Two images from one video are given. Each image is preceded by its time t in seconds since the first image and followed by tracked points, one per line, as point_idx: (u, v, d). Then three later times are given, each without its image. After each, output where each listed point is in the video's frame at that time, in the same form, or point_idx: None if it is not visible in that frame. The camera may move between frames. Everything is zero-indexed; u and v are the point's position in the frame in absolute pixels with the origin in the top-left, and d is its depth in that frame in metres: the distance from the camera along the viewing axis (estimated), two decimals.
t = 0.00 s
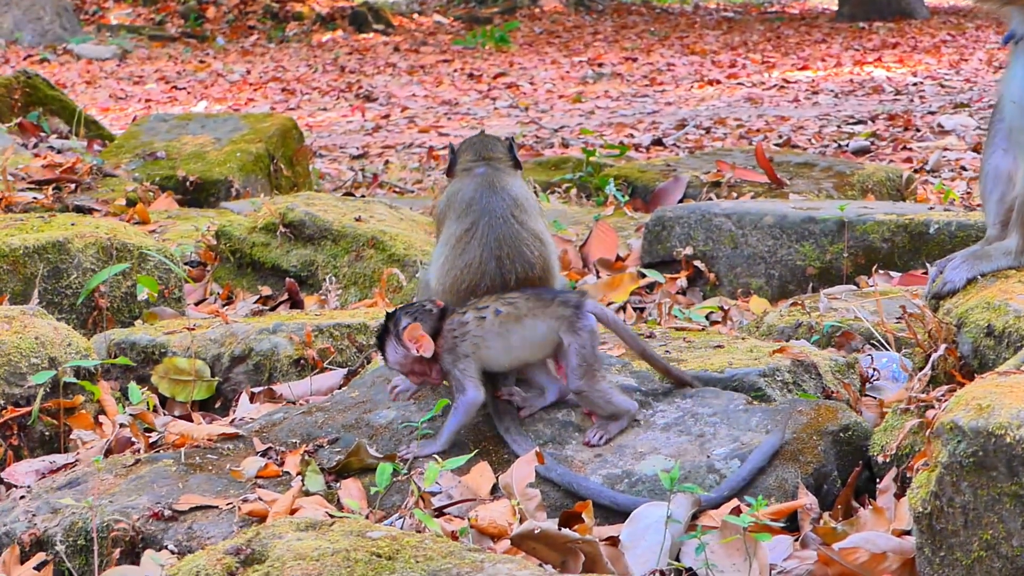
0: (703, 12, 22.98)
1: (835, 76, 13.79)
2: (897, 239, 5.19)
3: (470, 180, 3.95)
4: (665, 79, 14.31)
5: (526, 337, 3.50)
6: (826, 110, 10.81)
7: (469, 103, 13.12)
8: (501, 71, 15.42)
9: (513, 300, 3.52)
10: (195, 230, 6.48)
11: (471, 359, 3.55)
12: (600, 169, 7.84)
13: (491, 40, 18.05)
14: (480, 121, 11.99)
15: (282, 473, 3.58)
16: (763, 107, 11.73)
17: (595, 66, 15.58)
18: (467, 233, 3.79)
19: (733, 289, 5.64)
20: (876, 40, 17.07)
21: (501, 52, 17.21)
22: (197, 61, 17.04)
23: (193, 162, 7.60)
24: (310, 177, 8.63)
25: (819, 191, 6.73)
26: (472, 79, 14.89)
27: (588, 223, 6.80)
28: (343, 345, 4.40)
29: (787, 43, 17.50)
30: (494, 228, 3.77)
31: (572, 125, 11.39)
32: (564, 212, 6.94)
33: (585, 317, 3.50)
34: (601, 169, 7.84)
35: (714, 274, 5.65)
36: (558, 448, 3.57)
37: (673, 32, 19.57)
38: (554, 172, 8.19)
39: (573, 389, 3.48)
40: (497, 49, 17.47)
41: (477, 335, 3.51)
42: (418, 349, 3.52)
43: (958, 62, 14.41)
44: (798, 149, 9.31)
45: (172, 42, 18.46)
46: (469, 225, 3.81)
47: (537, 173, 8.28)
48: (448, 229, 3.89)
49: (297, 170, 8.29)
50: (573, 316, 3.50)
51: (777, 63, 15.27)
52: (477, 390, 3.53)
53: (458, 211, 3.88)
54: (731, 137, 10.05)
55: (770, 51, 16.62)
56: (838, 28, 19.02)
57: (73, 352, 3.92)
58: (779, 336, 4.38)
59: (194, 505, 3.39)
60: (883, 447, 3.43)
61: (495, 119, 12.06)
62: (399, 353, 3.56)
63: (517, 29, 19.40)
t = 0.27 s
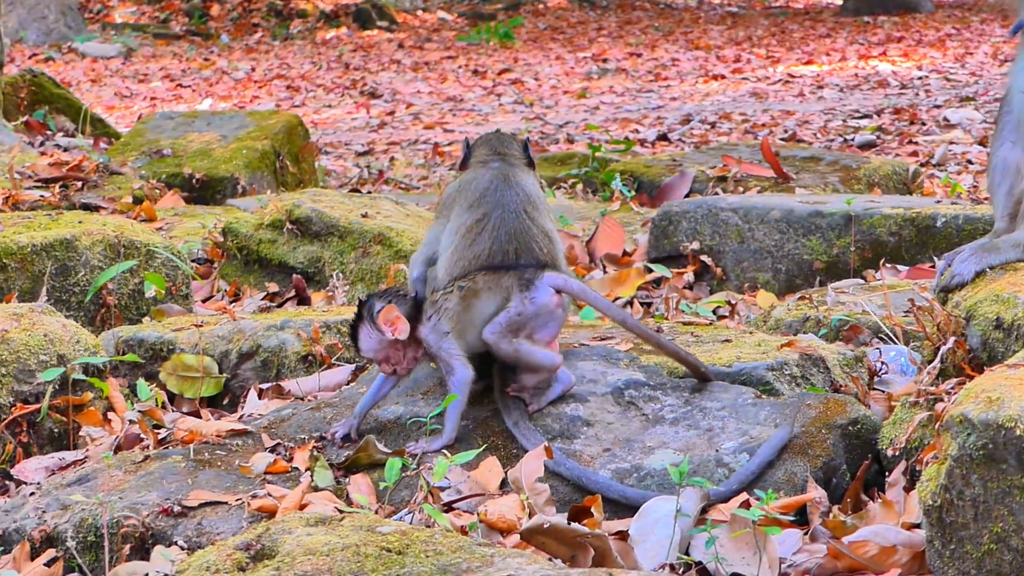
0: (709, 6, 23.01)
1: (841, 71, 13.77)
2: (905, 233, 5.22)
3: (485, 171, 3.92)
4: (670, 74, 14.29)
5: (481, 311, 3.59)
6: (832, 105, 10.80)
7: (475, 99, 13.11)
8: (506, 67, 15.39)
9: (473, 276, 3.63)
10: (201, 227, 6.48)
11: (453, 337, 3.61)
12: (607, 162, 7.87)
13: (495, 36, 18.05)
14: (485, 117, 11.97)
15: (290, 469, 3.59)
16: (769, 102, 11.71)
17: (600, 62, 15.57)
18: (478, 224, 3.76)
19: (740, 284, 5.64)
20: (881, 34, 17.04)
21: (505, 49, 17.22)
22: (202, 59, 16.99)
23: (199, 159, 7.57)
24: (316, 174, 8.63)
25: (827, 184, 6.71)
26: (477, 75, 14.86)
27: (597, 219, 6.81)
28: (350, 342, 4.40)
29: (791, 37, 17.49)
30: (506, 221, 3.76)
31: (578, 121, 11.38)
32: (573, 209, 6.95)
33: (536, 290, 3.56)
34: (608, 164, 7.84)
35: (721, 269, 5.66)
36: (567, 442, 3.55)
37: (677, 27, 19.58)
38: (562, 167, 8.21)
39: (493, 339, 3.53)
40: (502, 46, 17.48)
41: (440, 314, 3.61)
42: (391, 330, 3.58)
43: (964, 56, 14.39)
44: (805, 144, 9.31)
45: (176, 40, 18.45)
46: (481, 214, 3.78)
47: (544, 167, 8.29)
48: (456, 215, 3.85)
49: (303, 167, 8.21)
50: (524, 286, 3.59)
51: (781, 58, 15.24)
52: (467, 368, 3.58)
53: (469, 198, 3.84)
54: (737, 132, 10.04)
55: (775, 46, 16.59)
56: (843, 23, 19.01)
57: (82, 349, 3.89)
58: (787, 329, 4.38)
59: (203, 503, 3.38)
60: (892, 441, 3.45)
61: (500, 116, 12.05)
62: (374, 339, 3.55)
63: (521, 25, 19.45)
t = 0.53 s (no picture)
0: (723, 23, 23.12)
1: (855, 89, 13.81)
2: (919, 255, 5.26)
3: (501, 192, 3.94)
4: (684, 91, 14.33)
5: (463, 338, 3.54)
6: (846, 124, 10.84)
7: (489, 114, 13.15)
8: (520, 81, 15.43)
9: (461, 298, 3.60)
10: (216, 239, 6.49)
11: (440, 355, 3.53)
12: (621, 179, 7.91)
13: (510, 51, 18.12)
14: (499, 131, 12.00)
15: (302, 485, 3.58)
16: (783, 119, 11.74)
17: (615, 78, 15.62)
18: (495, 246, 3.77)
19: (752, 305, 5.65)
20: (895, 53, 17.07)
21: (519, 62, 17.28)
22: (217, 69, 17.06)
23: (214, 171, 7.61)
24: (330, 188, 8.68)
25: (843, 207, 6.71)
26: (491, 89, 14.91)
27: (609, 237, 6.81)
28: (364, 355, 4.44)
29: (805, 55, 17.55)
30: (523, 244, 3.77)
31: (593, 137, 11.41)
32: (585, 226, 6.95)
33: (519, 319, 3.53)
34: (622, 181, 7.88)
35: (734, 289, 5.67)
36: (580, 463, 3.56)
37: (690, 44, 19.70)
38: (576, 183, 8.26)
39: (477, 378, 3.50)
40: (516, 60, 17.54)
41: (424, 333, 3.54)
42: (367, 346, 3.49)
43: (979, 76, 14.42)
44: (819, 163, 9.33)
45: (191, 50, 18.53)
46: (497, 237, 3.79)
47: (557, 183, 8.34)
48: (471, 235, 3.85)
49: (318, 180, 8.26)
50: (505, 316, 3.56)
51: (795, 76, 15.28)
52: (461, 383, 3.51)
53: (486, 219, 3.85)
54: (752, 150, 10.08)
55: (789, 64, 16.65)
56: (858, 42, 19.05)
57: (95, 361, 3.92)
58: (800, 352, 4.43)
59: (216, 519, 3.38)
60: (906, 467, 3.47)
61: (514, 130, 12.09)
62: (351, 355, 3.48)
63: (536, 40, 19.61)
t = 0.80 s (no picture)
0: (749, 38, 23.16)
1: (881, 104, 13.80)
2: (946, 273, 5.29)
3: (529, 204, 3.95)
4: (710, 105, 14.34)
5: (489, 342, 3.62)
6: (873, 140, 10.83)
7: (515, 126, 13.17)
8: (545, 94, 15.46)
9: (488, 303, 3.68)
10: (242, 251, 6.52)
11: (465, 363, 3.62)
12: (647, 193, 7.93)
13: (535, 64, 18.16)
14: (525, 144, 12.02)
15: (329, 498, 3.58)
16: (809, 134, 11.73)
17: (640, 91, 15.65)
18: (523, 257, 3.79)
19: (779, 320, 5.66)
20: (921, 68, 17.05)
21: (545, 75, 17.34)
22: (243, 79, 17.14)
23: (240, 182, 7.68)
24: (356, 199, 8.73)
25: (869, 222, 6.69)
26: (517, 101, 14.95)
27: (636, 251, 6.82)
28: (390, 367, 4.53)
29: (831, 70, 17.56)
30: (551, 255, 3.79)
31: (619, 150, 11.43)
32: (613, 240, 7.00)
33: (547, 330, 3.59)
34: (649, 195, 7.90)
35: (760, 304, 5.66)
36: (607, 478, 3.55)
37: (716, 58, 19.73)
38: (602, 198, 8.30)
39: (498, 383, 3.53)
40: (542, 72, 17.58)
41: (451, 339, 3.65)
42: (400, 351, 3.64)
43: (1006, 92, 14.39)
44: (845, 178, 9.32)
45: (218, 61, 18.64)
46: (526, 247, 3.80)
47: (583, 197, 8.37)
48: (499, 245, 3.86)
49: (344, 192, 8.33)
50: (534, 325, 3.62)
51: (821, 91, 15.27)
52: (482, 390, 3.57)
53: (514, 229, 3.86)
54: (778, 164, 10.08)
55: (815, 79, 16.64)
56: (885, 57, 19.03)
57: (123, 371, 3.94)
58: (827, 367, 4.45)
59: (243, 529, 3.36)
60: (933, 486, 3.44)
61: (539, 143, 12.12)
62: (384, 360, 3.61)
63: (560, 53, 19.72)
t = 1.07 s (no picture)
0: (772, 44, 23.15)
1: (904, 113, 13.79)
2: (968, 284, 5.30)
3: (555, 211, 3.98)
4: (733, 111, 14.33)
5: (456, 341, 3.66)
6: (895, 149, 10.82)
7: (536, 129, 13.17)
8: (567, 98, 15.46)
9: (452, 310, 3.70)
10: (264, 251, 6.54)
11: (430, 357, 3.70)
12: (669, 199, 7.98)
13: (558, 67, 18.15)
14: (546, 147, 12.02)
15: (348, 501, 3.58)
16: (830, 142, 11.72)
17: (661, 96, 15.66)
18: (547, 260, 3.79)
19: (799, 329, 5.67)
20: (944, 77, 17.03)
21: (567, 78, 17.35)
22: (265, 78, 17.16)
23: (262, 182, 7.70)
24: (377, 201, 8.77)
25: (891, 233, 6.76)
26: (538, 104, 14.95)
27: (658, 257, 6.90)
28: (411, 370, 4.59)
29: (854, 78, 17.54)
30: (576, 260, 3.77)
31: (640, 155, 11.44)
32: (634, 246, 7.07)
33: (510, 335, 3.57)
34: (670, 202, 7.95)
35: (781, 313, 5.68)
36: (627, 486, 3.54)
37: (739, 64, 19.73)
38: (623, 203, 8.34)
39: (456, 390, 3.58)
40: (565, 75, 17.58)
41: (411, 343, 3.70)
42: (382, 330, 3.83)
43: None
44: (867, 187, 9.32)
45: (240, 59, 18.67)
46: (551, 251, 3.81)
47: (604, 202, 8.41)
48: (524, 250, 3.88)
49: (365, 194, 8.42)
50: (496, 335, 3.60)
51: (844, 99, 15.26)
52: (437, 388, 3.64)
53: (540, 235, 3.88)
54: (800, 172, 10.09)
55: (837, 86, 16.63)
56: (909, 66, 18.99)
57: (145, 371, 3.99)
58: (848, 378, 4.49)
59: (263, 532, 3.36)
60: (954, 499, 3.44)
61: (561, 146, 12.13)
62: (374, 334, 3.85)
63: (583, 56, 19.72)
